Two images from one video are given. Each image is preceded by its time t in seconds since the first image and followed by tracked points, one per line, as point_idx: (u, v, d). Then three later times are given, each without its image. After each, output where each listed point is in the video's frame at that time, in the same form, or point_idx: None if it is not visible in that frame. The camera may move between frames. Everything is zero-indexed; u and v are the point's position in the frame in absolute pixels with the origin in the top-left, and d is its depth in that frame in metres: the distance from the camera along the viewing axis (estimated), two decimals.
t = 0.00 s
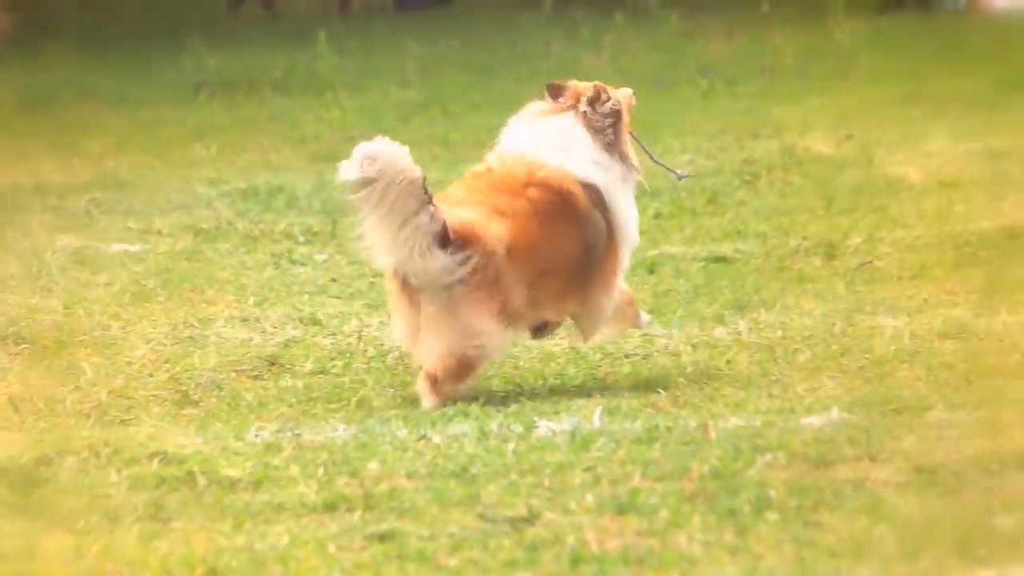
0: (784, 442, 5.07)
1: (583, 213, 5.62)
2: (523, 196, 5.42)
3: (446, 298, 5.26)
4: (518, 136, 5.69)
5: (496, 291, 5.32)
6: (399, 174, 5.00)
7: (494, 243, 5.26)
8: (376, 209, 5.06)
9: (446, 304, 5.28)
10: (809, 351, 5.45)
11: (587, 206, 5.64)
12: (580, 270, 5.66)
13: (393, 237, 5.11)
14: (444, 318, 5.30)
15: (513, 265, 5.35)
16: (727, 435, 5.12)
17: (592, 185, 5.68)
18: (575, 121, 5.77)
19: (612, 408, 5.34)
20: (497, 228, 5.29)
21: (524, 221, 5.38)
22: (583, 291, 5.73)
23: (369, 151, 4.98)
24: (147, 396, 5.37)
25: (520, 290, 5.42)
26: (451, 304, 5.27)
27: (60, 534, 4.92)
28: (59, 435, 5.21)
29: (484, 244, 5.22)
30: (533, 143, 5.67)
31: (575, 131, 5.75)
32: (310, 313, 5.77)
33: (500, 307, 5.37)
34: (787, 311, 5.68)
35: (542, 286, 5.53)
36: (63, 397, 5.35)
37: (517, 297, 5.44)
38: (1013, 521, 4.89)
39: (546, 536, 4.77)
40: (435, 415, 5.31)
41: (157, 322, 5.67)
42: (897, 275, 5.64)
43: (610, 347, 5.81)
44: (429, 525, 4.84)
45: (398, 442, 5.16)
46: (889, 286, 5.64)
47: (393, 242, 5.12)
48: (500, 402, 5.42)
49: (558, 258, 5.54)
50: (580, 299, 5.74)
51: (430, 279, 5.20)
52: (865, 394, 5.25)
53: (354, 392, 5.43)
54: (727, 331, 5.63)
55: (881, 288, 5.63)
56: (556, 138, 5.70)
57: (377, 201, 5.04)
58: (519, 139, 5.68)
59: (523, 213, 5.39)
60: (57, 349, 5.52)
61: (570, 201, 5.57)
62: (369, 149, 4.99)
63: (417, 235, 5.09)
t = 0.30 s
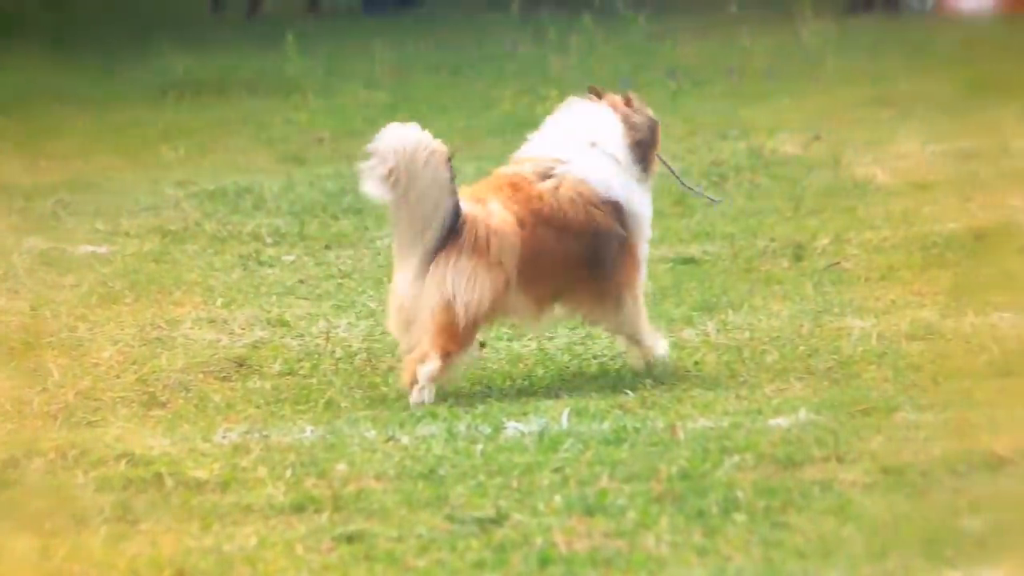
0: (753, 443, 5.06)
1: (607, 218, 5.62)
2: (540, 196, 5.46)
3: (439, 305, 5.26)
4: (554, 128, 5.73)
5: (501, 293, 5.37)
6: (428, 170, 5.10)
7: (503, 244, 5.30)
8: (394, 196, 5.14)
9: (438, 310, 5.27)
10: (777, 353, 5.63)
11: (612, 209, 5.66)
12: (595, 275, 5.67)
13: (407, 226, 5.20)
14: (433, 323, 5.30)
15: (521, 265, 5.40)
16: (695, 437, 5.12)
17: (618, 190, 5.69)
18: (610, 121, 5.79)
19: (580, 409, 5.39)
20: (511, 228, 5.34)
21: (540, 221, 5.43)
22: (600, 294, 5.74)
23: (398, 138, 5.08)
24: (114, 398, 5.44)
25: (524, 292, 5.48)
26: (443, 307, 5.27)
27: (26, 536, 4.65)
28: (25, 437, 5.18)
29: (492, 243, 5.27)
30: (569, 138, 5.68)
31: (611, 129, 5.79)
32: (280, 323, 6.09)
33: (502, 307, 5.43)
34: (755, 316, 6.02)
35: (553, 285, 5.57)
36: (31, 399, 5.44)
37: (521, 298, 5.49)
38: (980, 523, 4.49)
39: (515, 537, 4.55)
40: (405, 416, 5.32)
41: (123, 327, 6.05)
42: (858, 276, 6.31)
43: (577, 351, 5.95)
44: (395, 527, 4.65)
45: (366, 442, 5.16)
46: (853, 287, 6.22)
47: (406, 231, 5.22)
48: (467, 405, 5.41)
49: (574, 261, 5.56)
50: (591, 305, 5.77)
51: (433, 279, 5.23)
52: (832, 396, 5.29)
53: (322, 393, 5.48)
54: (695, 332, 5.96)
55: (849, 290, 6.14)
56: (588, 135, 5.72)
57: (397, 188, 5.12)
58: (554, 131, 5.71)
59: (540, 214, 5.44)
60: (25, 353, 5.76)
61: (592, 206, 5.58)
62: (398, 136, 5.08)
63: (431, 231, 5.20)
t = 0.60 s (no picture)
0: (725, 444, 5.06)
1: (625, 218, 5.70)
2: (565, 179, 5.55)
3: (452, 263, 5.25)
4: (597, 130, 5.90)
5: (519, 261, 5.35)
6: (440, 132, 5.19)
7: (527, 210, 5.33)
8: (404, 159, 5.22)
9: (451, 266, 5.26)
10: (749, 354, 5.67)
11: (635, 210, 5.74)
12: (600, 270, 5.70)
13: (419, 192, 5.26)
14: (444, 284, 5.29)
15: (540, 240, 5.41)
16: (667, 438, 5.12)
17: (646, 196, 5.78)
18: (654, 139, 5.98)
19: (552, 410, 5.38)
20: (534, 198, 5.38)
21: (561, 199, 5.49)
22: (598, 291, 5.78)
23: (405, 104, 5.20)
24: (86, 400, 5.44)
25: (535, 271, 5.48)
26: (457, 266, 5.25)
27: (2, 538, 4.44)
28: None
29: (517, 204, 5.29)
30: (609, 141, 5.85)
31: (644, 148, 5.93)
32: (252, 325, 6.11)
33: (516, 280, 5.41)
34: (726, 318, 6.09)
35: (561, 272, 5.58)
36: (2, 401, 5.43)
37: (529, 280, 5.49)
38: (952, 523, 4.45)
39: (487, 539, 4.53)
40: (377, 417, 5.32)
41: (96, 330, 6.05)
42: (830, 276, 6.52)
43: (549, 352, 5.92)
44: (368, 528, 4.64)
45: (338, 444, 5.16)
46: (823, 286, 6.40)
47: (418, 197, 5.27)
48: (439, 407, 5.40)
49: (585, 251, 5.59)
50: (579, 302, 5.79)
51: (448, 236, 5.24)
52: (803, 397, 5.31)
53: (294, 394, 5.48)
54: (667, 334, 6.04)
55: (822, 291, 6.31)
56: (628, 142, 5.89)
57: (406, 150, 5.20)
58: (598, 135, 5.89)
59: (562, 194, 5.50)
60: None
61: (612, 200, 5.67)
62: (406, 102, 5.22)
63: (444, 194, 5.24)
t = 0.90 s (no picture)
0: (697, 446, 5.06)
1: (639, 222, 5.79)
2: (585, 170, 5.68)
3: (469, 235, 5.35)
4: (626, 140, 6.07)
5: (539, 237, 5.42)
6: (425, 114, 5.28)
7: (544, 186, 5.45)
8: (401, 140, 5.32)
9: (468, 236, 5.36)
10: (721, 355, 5.67)
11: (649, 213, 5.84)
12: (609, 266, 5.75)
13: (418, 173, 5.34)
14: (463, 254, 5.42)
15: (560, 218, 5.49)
16: (640, 440, 5.11)
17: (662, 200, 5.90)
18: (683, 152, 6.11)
19: (524, 412, 5.36)
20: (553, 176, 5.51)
21: (581, 185, 5.60)
22: (606, 289, 5.79)
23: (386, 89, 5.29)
24: (58, 402, 5.45)
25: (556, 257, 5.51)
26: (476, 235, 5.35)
27: None
28: None
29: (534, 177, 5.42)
30: (639, 148, 6.02)
31: (668, 161, 6.02)
32: (225, 327, 6.11)
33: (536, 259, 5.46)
34: (698, 319, 6.15)
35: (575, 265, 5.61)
36: None
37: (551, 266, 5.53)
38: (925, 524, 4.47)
39: (459, 540, 4.53)
40: (349, 419, 5.32)
41: (68, 332, 6.05)
42: (802, 278, 6.52)
43: (521, 353, 5.89)
44: (340, 529, 4.63)
45: (310, 446, 5.16)
46: (795, 288, 6.40)
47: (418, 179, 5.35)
48: (412, 408, 5.38)
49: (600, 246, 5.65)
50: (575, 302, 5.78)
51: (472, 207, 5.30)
52: (775, 398, 5.31)
53: (266, 396, 5.48)
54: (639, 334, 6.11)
55: (795, 292, 6.31)
56: (656, 150, 6.02)
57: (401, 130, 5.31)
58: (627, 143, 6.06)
59: (581, 180, 5.61)
60: None
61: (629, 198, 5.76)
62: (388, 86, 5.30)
63: (447, 170, 5.29)
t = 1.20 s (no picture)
0: (662, 447, 5.05)
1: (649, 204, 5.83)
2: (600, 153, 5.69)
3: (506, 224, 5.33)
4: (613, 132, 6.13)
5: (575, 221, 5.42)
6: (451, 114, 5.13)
7: (575, 169, 5.44)
8: (426, 142, 5.16)
9: (505, 226, 5.34)
10: (687, 357, 5.67)
11: (655, 195, 5.90)
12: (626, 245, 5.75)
13: (446, 173, 5.23)
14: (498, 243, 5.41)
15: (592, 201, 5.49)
16: (605, 441, 5.11)
17: (662, 184, 5.98)
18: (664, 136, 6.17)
19: (489, 414, 5.34)
20: (577, 159, 5.51)
21: (599, 167, 5.62)
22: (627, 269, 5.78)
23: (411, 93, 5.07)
24: (23, 405, 5.46)
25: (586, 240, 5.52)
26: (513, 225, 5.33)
27: None
28: None
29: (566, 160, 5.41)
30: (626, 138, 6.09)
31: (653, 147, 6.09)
32: (190, 329, 6.11)
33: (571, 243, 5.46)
34: (664, 320, 6.15)
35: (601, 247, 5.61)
36: None
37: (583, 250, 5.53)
38: (890, 525, 4.52)
39: (424, 543, 4.52)
40: (315, 420, 5.31)
41: (34, 334, 6.06)
42: (767, 279, 6.51)
43: (488, 353, 5.86)
44: (305, 531, 4.62)
45: (275, 448, 5.15)
46: (760, 288, 6.40)
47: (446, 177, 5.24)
48: (377, 410, 5.37)
49: (621, 229, 5.67)
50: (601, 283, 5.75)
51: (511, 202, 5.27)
52: (740, 399, 5.31)
53: (231, 398, 5.47)
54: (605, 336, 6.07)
55: (761, 293, 6.32)
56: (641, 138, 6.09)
57: (426, 134, 5.15)
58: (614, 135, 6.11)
59: (596, 162, 5.62)
60: None
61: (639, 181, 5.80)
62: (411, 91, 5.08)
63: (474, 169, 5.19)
